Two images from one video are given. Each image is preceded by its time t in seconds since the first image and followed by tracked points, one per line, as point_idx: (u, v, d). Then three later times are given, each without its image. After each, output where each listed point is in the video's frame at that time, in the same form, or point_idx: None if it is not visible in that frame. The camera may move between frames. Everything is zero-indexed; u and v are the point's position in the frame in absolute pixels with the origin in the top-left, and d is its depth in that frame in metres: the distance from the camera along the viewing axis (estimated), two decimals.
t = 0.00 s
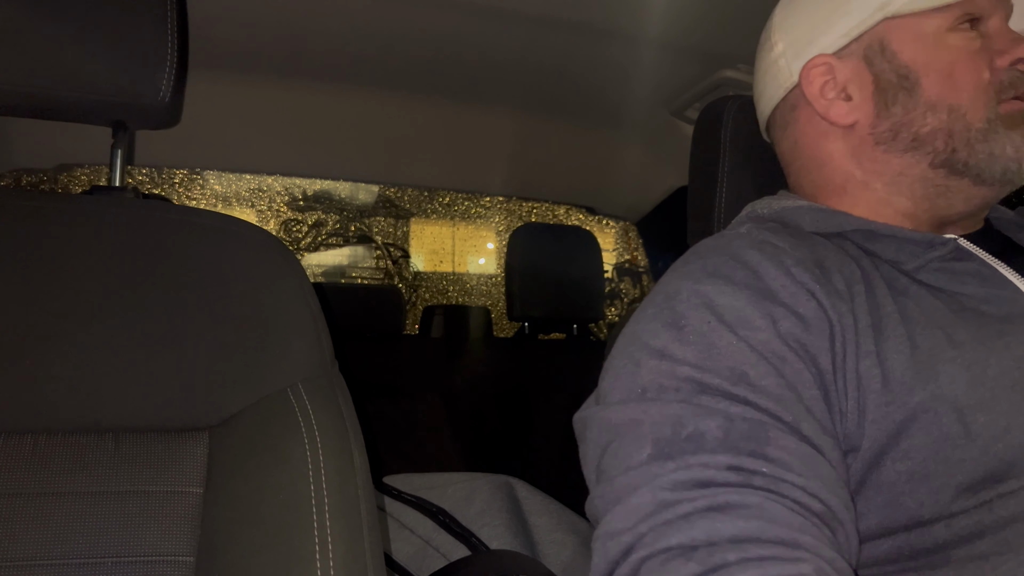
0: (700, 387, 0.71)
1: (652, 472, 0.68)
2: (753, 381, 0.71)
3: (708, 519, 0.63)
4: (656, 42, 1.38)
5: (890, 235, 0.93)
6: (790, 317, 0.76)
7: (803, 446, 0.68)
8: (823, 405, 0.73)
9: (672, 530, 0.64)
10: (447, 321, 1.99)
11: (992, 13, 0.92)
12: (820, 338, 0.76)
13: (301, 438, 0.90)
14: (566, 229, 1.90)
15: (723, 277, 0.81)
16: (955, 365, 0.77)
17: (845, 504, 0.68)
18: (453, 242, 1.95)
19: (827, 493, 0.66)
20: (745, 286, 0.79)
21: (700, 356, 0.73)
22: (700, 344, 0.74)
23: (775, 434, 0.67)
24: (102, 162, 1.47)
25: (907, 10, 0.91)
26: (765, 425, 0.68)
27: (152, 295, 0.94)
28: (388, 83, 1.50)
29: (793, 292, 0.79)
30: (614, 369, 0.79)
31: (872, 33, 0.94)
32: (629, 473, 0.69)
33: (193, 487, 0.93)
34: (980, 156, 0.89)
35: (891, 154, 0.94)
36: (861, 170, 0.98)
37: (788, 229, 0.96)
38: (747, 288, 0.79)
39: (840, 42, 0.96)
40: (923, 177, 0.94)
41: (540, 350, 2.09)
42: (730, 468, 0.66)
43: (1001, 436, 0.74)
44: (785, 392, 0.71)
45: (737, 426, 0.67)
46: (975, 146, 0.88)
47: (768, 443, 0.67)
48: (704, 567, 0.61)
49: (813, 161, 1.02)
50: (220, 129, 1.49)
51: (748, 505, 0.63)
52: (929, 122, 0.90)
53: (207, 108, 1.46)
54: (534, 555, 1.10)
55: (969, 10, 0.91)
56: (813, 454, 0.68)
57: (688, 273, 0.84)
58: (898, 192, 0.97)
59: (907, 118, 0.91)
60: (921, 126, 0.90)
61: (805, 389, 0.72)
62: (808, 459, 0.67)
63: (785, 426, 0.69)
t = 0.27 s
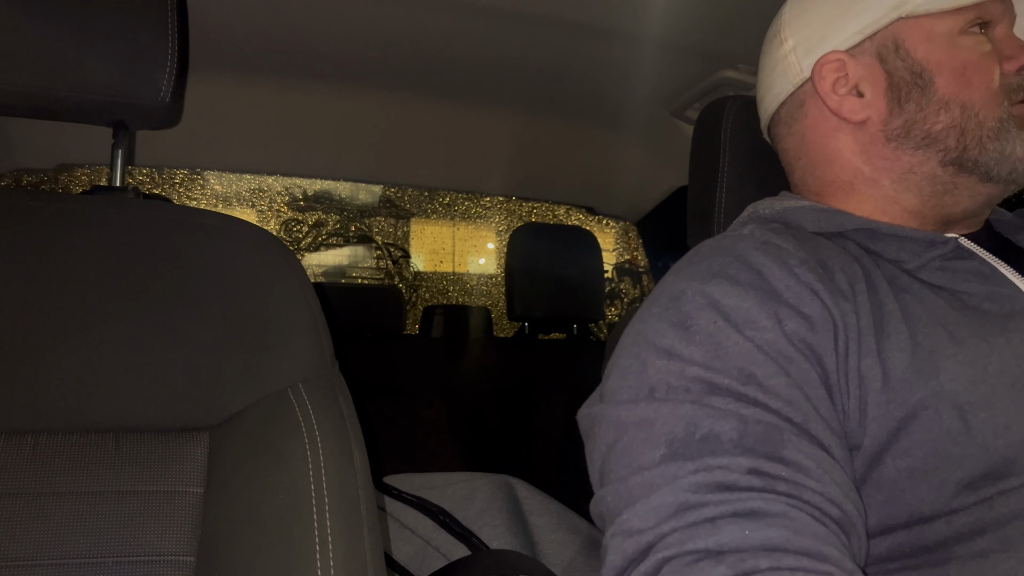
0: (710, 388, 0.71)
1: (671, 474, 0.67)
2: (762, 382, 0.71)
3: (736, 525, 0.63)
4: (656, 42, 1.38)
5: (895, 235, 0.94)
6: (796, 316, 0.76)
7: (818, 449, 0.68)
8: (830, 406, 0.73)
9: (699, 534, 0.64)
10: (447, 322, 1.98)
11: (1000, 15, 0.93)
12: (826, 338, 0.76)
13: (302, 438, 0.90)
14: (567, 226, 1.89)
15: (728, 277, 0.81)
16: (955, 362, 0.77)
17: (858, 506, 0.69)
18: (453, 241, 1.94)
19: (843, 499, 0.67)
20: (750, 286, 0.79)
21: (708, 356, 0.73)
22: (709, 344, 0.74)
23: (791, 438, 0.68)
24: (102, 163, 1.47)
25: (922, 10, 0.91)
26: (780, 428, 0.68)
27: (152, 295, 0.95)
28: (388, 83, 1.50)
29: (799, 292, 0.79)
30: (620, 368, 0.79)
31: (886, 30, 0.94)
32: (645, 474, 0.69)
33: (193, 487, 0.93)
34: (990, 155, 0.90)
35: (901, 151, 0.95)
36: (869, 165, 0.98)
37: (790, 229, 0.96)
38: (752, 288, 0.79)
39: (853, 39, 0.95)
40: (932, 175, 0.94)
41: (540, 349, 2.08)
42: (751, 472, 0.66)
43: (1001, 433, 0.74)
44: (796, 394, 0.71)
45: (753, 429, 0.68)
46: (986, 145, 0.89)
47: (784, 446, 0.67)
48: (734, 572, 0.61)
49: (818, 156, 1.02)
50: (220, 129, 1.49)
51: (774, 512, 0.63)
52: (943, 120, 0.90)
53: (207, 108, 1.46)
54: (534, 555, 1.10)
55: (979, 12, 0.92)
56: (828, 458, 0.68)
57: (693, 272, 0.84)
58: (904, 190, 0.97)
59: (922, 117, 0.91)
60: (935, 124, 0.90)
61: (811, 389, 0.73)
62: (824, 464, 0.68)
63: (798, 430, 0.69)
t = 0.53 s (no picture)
0: (700, 384, 0.71)
1: (642, 465, 0.68)
2: (755, 379, 0.71)
3: (693, 510, 0.63)
4: (657, 42, 1.38)
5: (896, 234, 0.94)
6: (791, 315, 0.76)
7: (799, 438, 0.67)
8: (826, 404, 0.73)
9: (658, 520, 0.64)
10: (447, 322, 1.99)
11: (960, 24, 0.92)
12: (821, 336, 0.76)
13: (302, 438, 0.90)
14: (564, 227, 1.90)
15: (726, 276, 0.81)
16: (957, 362, 0.77)
17: (841, 497, 0.66)
18: (453, 241, 1.94)
19: (818, 486, 0.65)
20: (748, 286, 0.79)
21: (701, 354, 0.73)
22: (701, 342, 0.74)
23: (770, 428, 0.67)
24: (102, 163, 1.47)
25: (865, 34, 0.93)
26: (760, 419, 0.67)
27: (152, 295, 0.95)
28: (388, 83, 1.50)
29: (795, 291, 0.79)
30: (618, 367, 0.79)
31: (838, 58, 0.97)
32: (621, 467, 0.70)
33: (193, 487, 0.93)
34: (952, 175, 0.90)
35: (866, 177, 0.97)
36: (843, 190, 1.01)
37: (790, 229, 0.96)
38: (750, 288, 0.79)
39: (808, 71, 1.00)
40: (903, 195, 0.95)
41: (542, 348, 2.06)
42: (719, 460, 0.65)
43: (1003, 435, 0.74)
44: (784, 389, 0.71)
45: (732, 420, 0.67)
46: (944, 168, 0.90)
47: (761, 436, 0.66)
48: (684, 554, 0.61)
49: (800, 179, 1.06)
50: (220, 129, 1.49)
51: (731, 495, 0.63)
52: (898, 146, 0.92)
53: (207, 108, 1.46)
54: (534, 555, 1.10)
55: (930, 29, 0.92)
56: (810, 448, 0.67)
57: (692, 271, 0.84)
58: (884, 209, 0.99)
59: (876, 145, 0.93)
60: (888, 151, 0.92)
61: (807, 386, 0.73)
62: (801, 452, 0.66)
63: (785, 421, 0.68)
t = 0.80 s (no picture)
0: (709, 385, 0.71)
1: (653, 465, 0.67)
2: (763, 382, 0.71)
3: (706, 510, 0.63)
4: (656, 42, 1.38)
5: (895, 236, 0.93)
6: (798, 317, 0.76)
7: (809, 442, 0.67)
8: (832, 406, 0.73)
9: (671, 521, 0.64)
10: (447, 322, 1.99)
11: (934, 28, 0.94)
12: (827, 338, 0.76)
13: (302, 438, 0.90)
14: (566, 227, 1.90)
15: (730, 276, 0.81)
16: (956, 365, 0.77)
17: (848, 500, 0.67)
18: (453, 242, 1.95)
19: (829, 490, 0.65)
20: (752, 286, 0.79)
21: (708, 355, 0.73)
22: (708, 342, 0.74)
23: (781, 431, 0.67)
24: (102, 163, 1.47)
25: (838, 40, 0.96)
26: (772, 421, 0.67)
27: (152, 295, 0.95)
28: (388, 84, 1.50)
29: (800, 292, 0.79)
30: (620, 367, 0.78)
31: (815, 64, 1.00)
32: (631, 467, 0.69)
33: (193, 487, 0.93)
34: (925, 178, 0.92)
35: (847, 179, 1.00)
36: (829, 191, 1.05)
37: (789, 229, 0.96)
38: (755, 288, 0.79)
39: (790, 76, 1.03)
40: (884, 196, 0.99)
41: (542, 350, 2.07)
42: (733, 461, 0.65)
43: (1002, 436, 0.75)
44: (793, 392, 0.71)
45: (744, 422, 0.67)
46: (917, 171, 0.92)
47: (774, 439, 0.67)
48: (701, 555, 0.61)
49: (790, 180, 1.10)
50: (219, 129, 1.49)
51: (746, 496, 0.63)
52: (871, 150, 0.95)
53: (207, 109, 1.46)
54: (534, 555, 1.10)
55: (902, 35, 0.94)
56: (821, 452, 0.67)
57: (694, 271, 0.84)
58: (869, 208, 1.02)
59: (852, 148, 0.97)
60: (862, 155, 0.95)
61: (814, 388, 0.73)
62: (813, 456, 0.66)
63: (795, 424, 0.68)
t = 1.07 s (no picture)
0: (698, 383, 0.71)
1: (639, 463, 0.68)
2: (753, 377, 0.71)
3: (684, 503, 0.62)
4: (656, 42, 1.38)
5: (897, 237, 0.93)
6: (790, 314, 0.76)
7: (794, 434, 0.66)
8: (826, 403, 0.73)
9: (651, 516, 0.64)
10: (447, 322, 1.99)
11: (943, 25, 0.96)
12: (820, 335, 0.76)
13: (301, 438, 0.89)
14: (568, 228, 1.89)
15: (724, 275, 0.81)
16: (956, 365, 0.77)
17: (836, 494, 0.66)
18: (453, 242, 1.94)
19: (813, 481, 0.64)
20: (746, 285, 0.79)
21: (699, 353, 0.73)
22: (700, 341, 0.74)
23: (767, 424, 0.66)
24: (102, 162, 1.47)
25: (847, 32, 0.98)
26: (758, 416, 0.67)
27: (152, 295, 0.94)
28: (388, 84, 1.50)
29: (793, 290, 0.79)
30: (616, 368, 0.79)
31: (824, 56, 1.02)
32: (620, 467, 0.69)
33: (193, 487, 0.93)
34: (925, 171, 0.94)
35: (847, 172, 1.01)
36: (830, 184, 1.06)
37: (789, 228, 0.96)
38: (749, 287, 0.79)
39: (799, 68, 1.06)
40: (883, 190, 1.00)
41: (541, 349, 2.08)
42: (714, 455, 0.65)
43: (1002, 435, 0.75)
44: (784, 387, 0.70)
45: (729, 418, 0.67)
46: (917, 163, 0.94)
47: (758, 432, 0.66)
48: (676, 548, 0.61)
49: (793, 175, 1.11)
50: (219, 128, 1.49)
51: (724, 488, 0.62)
52: (873, 142, 0.96)
53: (207, 109, 1.46)
54: (534, 555, 1.10)
55: (911, 29, 0.96)
56: (807, 445, 0.66)
57: (690, 271, 0.84)
58: (868, 204, 1.03)
59: (854, 140, 0.98)
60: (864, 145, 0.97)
61: (806, 384, 0.72)
62: (798, 448, 0.66)
63: (782, 418, 0.68)
